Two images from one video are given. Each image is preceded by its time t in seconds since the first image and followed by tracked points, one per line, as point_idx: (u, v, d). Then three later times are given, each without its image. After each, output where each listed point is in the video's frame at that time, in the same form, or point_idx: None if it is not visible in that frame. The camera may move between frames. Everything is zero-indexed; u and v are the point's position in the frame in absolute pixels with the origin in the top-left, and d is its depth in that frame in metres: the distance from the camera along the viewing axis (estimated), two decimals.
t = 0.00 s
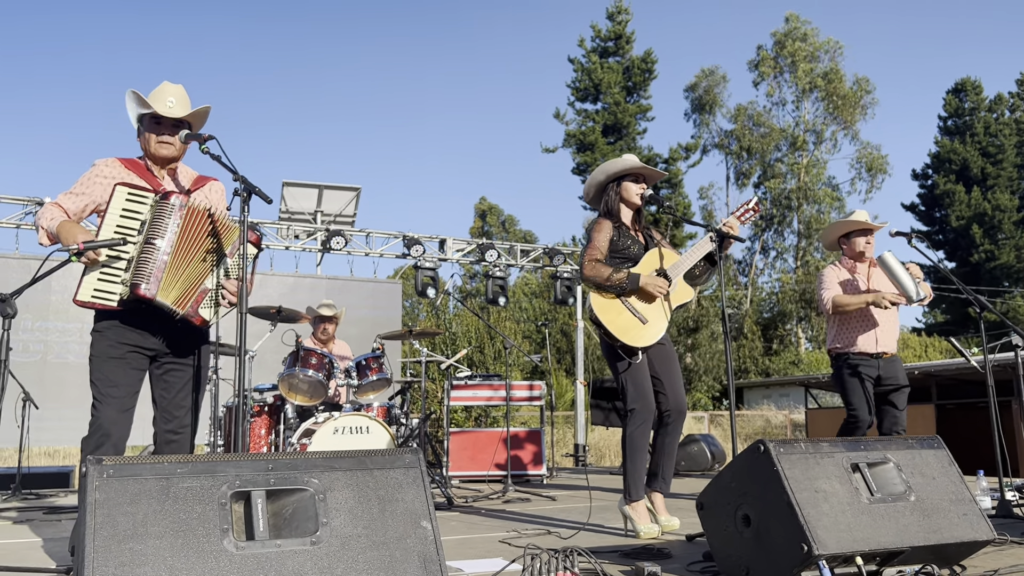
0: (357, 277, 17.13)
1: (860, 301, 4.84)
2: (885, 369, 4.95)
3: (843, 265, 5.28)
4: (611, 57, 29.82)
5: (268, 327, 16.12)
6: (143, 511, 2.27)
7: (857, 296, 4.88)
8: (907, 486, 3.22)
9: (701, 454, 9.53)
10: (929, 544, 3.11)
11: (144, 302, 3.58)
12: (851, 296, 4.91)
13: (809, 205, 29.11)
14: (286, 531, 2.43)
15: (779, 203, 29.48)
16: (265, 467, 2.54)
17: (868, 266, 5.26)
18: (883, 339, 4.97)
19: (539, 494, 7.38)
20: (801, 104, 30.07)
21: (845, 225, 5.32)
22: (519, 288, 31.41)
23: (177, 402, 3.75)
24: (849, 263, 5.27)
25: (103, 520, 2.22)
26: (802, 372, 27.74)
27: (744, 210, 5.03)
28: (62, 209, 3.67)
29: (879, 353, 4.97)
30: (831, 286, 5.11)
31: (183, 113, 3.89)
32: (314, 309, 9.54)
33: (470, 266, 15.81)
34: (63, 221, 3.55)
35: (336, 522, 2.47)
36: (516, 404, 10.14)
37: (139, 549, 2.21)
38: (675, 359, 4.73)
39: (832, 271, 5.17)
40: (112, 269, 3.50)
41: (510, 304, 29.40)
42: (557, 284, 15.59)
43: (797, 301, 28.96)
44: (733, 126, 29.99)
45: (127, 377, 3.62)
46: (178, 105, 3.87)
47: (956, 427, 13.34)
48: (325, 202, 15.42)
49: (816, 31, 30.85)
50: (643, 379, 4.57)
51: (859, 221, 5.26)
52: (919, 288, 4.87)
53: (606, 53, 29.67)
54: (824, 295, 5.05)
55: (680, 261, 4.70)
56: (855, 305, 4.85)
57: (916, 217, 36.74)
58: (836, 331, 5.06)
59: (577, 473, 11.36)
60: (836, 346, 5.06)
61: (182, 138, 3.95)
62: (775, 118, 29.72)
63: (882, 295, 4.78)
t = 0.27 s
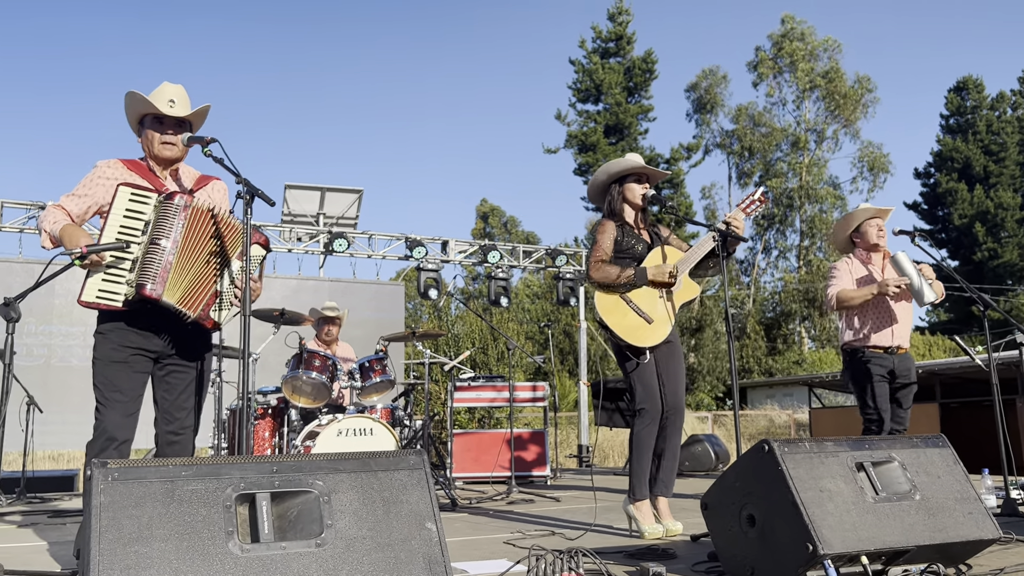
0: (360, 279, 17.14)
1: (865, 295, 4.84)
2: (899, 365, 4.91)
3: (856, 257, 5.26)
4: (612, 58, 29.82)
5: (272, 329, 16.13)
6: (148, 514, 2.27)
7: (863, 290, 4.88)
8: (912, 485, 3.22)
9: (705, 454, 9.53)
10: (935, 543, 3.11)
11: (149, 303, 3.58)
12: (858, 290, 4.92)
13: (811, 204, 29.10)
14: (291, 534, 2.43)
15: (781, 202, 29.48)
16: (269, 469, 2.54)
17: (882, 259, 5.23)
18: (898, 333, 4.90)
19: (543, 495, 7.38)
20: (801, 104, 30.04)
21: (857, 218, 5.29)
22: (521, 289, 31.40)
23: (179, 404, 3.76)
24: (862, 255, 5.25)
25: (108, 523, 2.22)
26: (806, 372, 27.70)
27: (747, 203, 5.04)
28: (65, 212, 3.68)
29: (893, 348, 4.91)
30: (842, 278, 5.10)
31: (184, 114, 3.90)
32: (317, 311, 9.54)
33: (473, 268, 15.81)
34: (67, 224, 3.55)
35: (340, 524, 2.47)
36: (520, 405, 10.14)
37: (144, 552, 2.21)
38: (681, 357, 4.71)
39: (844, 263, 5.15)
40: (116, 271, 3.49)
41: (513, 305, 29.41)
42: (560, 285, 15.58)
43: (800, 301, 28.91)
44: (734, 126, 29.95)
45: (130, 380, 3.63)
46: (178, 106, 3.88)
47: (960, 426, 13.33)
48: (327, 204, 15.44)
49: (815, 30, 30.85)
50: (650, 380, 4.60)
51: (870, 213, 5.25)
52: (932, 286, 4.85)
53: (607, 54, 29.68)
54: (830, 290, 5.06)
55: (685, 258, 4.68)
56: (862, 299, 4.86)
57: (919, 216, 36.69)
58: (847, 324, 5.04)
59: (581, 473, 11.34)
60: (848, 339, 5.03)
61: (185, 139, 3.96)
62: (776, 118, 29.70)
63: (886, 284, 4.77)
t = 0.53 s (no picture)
0: (361, 281, 17.15)
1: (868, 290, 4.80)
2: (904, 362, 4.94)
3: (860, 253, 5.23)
4: (612, 58, 29.83)
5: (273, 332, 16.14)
6: (152, 516, 2.27)
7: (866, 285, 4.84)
8: (915, 483, 3.21)
9: (708, 453, 9.52)
10: (939, 541, 3.10)
11: (151, 309, 3.57)
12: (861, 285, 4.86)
13: (811, 203, 29.10)
14: (295, 535, 2.44)
15: (782, 201, 29.48)
16: (272, 471, 2.54)
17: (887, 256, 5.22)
18: (902, 330, 4.90)
19: (546, 496, 7.37)
20: (801, 103, 30.02)
21: (859, 215, 5.30)
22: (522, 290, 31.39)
23: (181, 406, 3.76)
24: (866, 251, 5.24)
25: (111, 526, 2.22)
26: (808, 371, 27.67)
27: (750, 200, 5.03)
28: (65, 216, 3.68)
29: (898, 344, 4.92)
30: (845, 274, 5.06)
31: (184, 117, 3.90)
32: (318, 312, 9.54)
33: (474, 269, 15.79)
34: (66, 229, 3.56)
35: (343, 525, 2.46)
36: (522, 406, 10.14)
37: (148, 554, 2.21)
38: (685, 356, 4.72)
39: (847, 259, 5.13)
40: (116, 276, 3.48)
41: (514, 307, 29.40)
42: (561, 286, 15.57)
43: (802, 300, 28.87)
44: (734, 126, 29.95)
45: (132, 382, 3.63)
46: (179, 109, 3.89)
47: (963, 424, 13.31)
48: (328, 206, 15.44)
49: (813, 28, 30.86)
50: (654, 379, 4.60)
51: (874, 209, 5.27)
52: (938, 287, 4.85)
53: (606, 55, 29.68)
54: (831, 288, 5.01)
55: (687, 256, 4.66)
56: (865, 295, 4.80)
57: (919, 214, 36.67)
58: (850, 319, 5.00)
59: (584, 474, 11.34)
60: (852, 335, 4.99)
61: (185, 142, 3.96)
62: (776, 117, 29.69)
63: (888, 278, 4.75)
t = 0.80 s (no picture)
0: (363, 283, 17.16)
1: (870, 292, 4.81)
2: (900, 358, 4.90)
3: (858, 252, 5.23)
4: (612, 59, 29.83)
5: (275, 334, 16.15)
6: (155, 519, 2.28)
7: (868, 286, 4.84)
8: (918, 482, 3.21)
9: (711, 453, 9.52)
10: (941, 539, 3.10)
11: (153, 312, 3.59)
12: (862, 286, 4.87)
13: (812, 203, 29.09)
14: (298, 537, 2.44)
15: (784, 200, 29.47)
16: (274, 473, 2.54)
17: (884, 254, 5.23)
18: (898, 327, 4.91)
19: (549, 497, 7.37)
20: (801, 102, 30.00)
21: (857, 212, 5.28)
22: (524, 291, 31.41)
23: (183, 409, 3.76)
24: (864, 249, 5.24)
25: (114, 529, 2.23)
26: (811, 370, 27.64)
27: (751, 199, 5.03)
28: (64, 218, 3.69)
29: (892, 342, 4.91)
30: (844, 272, 5.07)
31: (186, 118, 3.91)
32: (320, 315, 9.54)
33: (476, 270, 15.79)
34: (66, 232, 3.56)
35: (346, 527, 2.47)
36: (525, 406, 10.14)
37: (151, 557, 2.22)
38: (688, 356, 4.70)
39: (845, 256, 5.13)
40: (118, 278, 3.49)
41: (516, 308, 29.39)
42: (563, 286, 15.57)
43: (804, 299, 28.84)
44: (734, 125, 29.94)
45: (134, 387, 3.64)
46: (180, 110, 3.89)
47: (966, 422, 13.30)
48: (330, 208, 15.46)
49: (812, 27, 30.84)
50: (655, 379, 4.60)
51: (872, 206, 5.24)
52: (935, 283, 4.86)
53: (607, 55, 29.70)
54: (832, 286, 5.01)
55: (687, 256, 4.65)
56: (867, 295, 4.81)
57: (921, 212, 36.63)
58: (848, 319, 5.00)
59: (587, 474, 11.33)
60: (849, 335, 4.96)
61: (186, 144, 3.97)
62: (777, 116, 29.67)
63: (894, 283, 4.75)
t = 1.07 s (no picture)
0: (363, 284, 17.17)
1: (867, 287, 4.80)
2: (895, 356, 4.89)
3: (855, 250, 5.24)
4: (612, 59, 29.85)
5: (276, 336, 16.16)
6: (156, 524, 2.29)
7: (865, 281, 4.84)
8: (916, 481, 3.22)
9: (712, 453, 9.52)
10: (940, 539, 3.11)
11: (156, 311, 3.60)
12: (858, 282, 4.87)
13: (812, 203, 29.11)
14: (298, 540, 2.45)
15: (785, 199, 29.47)
16: (275, 476, 2.56)
17: (879, 253, 5.24)
18: (894, 326, 4.92)
19: (550, 498, 7.37)
20: (801, 101, 30.00)
21: (855, 210, 5.29)
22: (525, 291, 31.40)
23: (184, 412, 3.78)
24: (861, 248, 5.24)
25: (116, 533, 2.24)
26: (812, 369, 27.63)
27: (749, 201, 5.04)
28: (65, 221, 3.70)
29: (886, 341, 4.91)
30: (840, 269, 5.06)
31: (185, 122, 3.92)
32: (321, 317, 9.55)
33: (476, 271, 15.79)
34: (68, 235, 3.58)
35: (347, 530, 2.48)
36: (525, 407, 10.14)
37: (153, 560, 2.23)
38: (683, 357, 4.72)
39: (842, 254, 5.13)
40: (121, 280, 3.51)
41: (517, 308, 29.38)
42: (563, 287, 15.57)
43: (806, 298, 28.82)
44: (734, 125, 29.93)
45: (136, 389, 3.66)
46: (179, 114, 3.90)
47: (967, 421, 13.30)
48: (330, 210, 15.48)
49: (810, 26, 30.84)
50: (651, 382, 4.62)
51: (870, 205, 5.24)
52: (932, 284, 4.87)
53: (606, 55, 29.71)
54: (829, 281, 5.00)
55: (686, 256, 4.66)
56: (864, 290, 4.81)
57: (922, 210, 36.61)
58: (843, 317, 5.00)
59: (588, 475, 11.34)
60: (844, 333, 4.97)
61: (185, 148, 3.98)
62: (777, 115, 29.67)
63: (890, 274, 4.76)
